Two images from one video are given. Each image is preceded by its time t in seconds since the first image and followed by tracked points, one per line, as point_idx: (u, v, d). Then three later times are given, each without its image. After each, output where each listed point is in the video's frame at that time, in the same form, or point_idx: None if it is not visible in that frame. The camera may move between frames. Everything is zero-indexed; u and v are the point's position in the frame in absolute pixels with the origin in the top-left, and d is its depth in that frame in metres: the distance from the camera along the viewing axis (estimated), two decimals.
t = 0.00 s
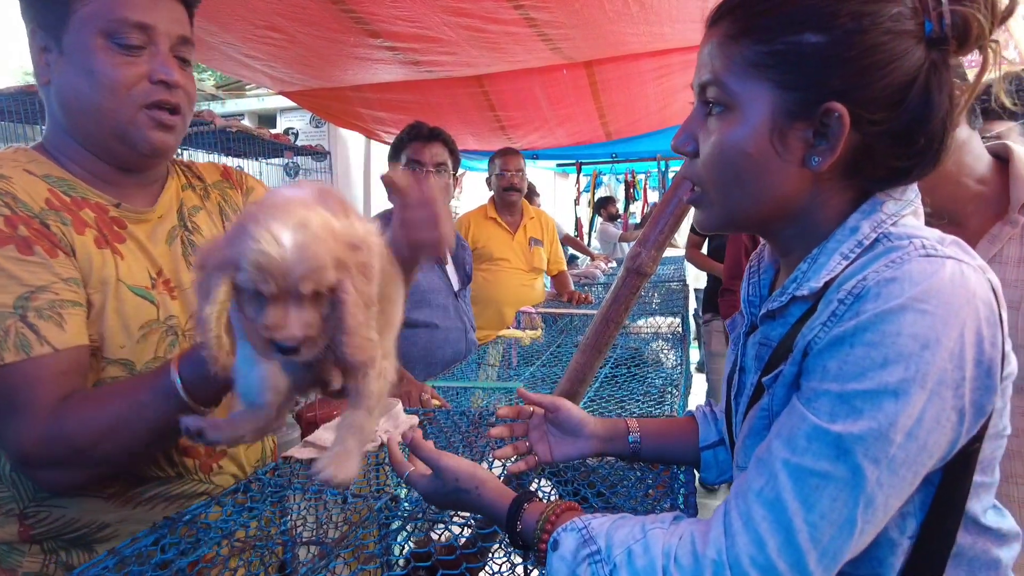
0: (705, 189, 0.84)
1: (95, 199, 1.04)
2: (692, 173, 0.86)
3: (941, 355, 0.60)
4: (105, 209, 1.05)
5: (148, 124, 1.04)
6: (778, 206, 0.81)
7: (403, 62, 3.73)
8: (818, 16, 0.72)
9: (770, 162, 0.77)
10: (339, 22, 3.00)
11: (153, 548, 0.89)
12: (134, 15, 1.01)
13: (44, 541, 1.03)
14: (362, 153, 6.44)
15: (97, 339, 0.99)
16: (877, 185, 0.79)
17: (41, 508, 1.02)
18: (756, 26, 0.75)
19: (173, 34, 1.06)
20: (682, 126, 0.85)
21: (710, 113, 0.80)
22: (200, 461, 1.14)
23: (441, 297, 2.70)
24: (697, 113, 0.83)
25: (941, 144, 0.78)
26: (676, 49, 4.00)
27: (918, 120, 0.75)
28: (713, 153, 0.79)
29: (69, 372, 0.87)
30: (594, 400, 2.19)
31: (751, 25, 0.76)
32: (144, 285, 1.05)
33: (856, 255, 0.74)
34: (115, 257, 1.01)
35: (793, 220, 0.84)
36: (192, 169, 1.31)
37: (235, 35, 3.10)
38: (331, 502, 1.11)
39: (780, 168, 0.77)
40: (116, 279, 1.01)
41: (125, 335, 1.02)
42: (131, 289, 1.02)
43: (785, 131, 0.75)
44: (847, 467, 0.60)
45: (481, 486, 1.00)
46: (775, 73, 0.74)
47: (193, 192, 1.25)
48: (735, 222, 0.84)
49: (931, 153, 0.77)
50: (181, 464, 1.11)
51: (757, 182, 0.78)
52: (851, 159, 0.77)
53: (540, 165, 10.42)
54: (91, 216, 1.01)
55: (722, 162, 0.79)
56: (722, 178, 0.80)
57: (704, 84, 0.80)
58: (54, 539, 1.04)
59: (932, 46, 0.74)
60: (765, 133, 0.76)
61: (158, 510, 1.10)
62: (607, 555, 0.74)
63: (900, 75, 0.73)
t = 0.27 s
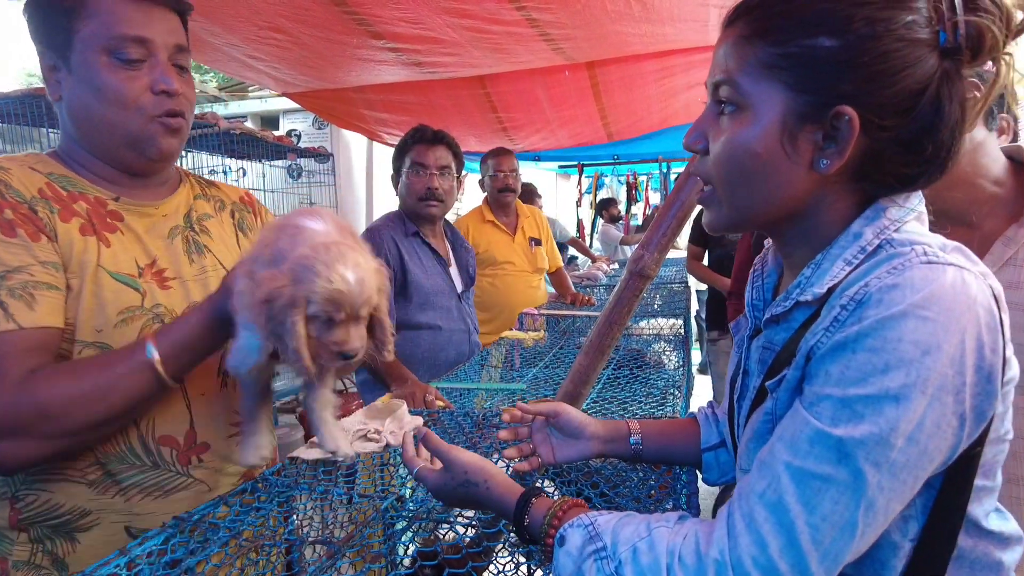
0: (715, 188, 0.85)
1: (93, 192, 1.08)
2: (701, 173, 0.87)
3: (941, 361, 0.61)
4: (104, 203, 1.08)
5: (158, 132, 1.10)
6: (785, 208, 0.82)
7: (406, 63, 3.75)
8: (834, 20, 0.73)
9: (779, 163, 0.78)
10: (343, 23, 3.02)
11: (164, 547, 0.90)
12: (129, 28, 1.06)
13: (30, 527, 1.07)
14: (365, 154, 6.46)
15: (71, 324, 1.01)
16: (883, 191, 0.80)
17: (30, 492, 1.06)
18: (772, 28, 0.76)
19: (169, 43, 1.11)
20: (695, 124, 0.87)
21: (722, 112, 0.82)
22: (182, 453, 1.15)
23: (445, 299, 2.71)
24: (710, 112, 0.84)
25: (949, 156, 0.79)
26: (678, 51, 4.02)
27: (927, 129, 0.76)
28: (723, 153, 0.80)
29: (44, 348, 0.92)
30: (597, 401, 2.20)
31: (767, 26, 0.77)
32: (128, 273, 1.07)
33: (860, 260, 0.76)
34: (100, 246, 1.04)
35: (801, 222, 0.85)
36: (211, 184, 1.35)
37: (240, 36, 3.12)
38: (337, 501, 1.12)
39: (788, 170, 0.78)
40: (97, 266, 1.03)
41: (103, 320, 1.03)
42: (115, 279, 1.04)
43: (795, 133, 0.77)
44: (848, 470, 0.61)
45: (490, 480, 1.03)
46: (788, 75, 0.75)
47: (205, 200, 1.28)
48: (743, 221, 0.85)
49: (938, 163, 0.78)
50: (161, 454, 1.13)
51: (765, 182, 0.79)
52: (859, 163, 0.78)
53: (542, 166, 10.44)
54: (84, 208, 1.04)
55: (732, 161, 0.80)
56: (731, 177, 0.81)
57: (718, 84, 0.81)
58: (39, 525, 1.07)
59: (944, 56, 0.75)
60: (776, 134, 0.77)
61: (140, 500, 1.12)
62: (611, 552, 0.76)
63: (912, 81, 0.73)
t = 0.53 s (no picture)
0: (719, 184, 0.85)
1: (97, 193, 1.18)
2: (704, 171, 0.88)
3: (946, 359, 0.62)
4: (107, 201, 1.18)
5: (160, 154, 1.20)
6: (789, 206, 0.83)
7: (409, 64, 3.76)
8: (840, 19, 0.73)
9: (782, 161, 0.79)
10: (346, 25, 3.03)
11: (171, 543, 0.91)
12: (147, 54, 1.17)
13: (45, 522, 1.13)
14: (367, 155, 6.47)
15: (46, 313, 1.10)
16: (889, 190, 0.80)
17: (47, 486, 1.13)
18: (777, 27, 0.77)
19: (182, 65, 1.22)
20: (701, 121, 0.88)
21: (727, 110, 0.83)
22: (194, 441, 1.25)
23: (448, 299, 2.72)
24: (715, 110, 0.85)
25: (955, 155, 0.79)
26: (680, 51, 4.02)
27: (931, 128, 0.76)
28: (728, 151, 0.81)
29: None
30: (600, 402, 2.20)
31: (773, 25, 0.78)
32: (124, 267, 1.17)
33: (866, 259, 0.76)
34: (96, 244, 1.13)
35: (806, 220, 0.85)
36: (215, 192, 1.46)
37: (243, 38, 3.13)
38: (342, 499, 1.12)
39: (792, 168, 0.79)
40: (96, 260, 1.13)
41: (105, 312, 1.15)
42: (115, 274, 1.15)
43: (799, 131, 0.77)
44: (852, 467, 0.62)
45: (495, 476, 1.04)
46: (793, 74, 0.76)
47: (209, 207, 1.39)
48: (751, 218, 0.85)
49: (944, 162, 0.79)
50: (174, 442, 1.23)
51: (768, 180, 0.80)
52: (863, 162, 0.79)
53: (544, 168, 10.44)
54: (82, 209, 1.14)
55: (736, 160, 0.81)
56: (735, 175, 0.82)
57: (724, 81, 0.82)
58: (56, 519, 1.13)
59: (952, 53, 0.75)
60: (780, 132, 0.78)
61: (153, 489, 1.20)
62: (616, 548, 0.76)
63: (919, 81, 0.74)
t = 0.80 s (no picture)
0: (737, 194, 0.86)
1: (99, 199, 1.19)
2: (717, 178, 0.89)
3: (961, 370, 0.62)
4: (108, 208, 1.19)
5: (153, 152, 1.19)
6: (803, 216, 0.83)
7: (416, 70, 3.77)
8: (856, 32, 0.72)
9: (795, 173, 0.79)
10: (353, 32, 3.04)
11: (182, 549, 0.92)
12: (123, 57, 1.15)
13: (38, 520, 1.19)
14: (374, 160, 6.49)
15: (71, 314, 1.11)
16: (903, 201, 0.80)
17: (39, 486, 1.18)
18: (792, 38, 0.77)
19: (162, 67, 1.20)
20: (713, 130, 0.88)
21: (741, 120, 0.83)
22: (183, 444, 1.25)
23: (456, 304, 2.72)
24: (728, 119, 0.86)
25: (970, 168, 0.79)
26: (687, 56, 4.02)
27: (945, 141, 0.76)
28: (740, 160, 0.82)
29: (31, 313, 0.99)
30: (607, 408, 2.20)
31: (787, 36, 0.78)
32: (126, 272, 1.17)
33: (880, 269, 0.77)
34: (100, 248, 1.15)
35: (819, 231, 0.85)
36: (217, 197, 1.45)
37: (251, 45, 3.15)
38: (351, 506, 1.12)
39: (804, 180, 0.79)
40: (98, 265, 1.14)
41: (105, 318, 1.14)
42: (114, 278, 1.15)
43: (812, 144, 0.78)
44: (865, 477, 0.62)
45: (507, 482, 1.04)
46: (806, 86, 0.76)
47: (211, 213, 1.38)
48: (762, 228, 0.86)
49: (959, 176, 0.79)
50: (162, 444, 1.23)
51: (781, 191, 0.81)
52: (876, 175, 0.79)
53: (550, 172, 10.45)
54: (89, 212, 1.15)
55: (749, 170, 0.82)
56: (748, 185, 0.83)
57: (738, 91, 0.83)
58: (47, 517, 1.19)
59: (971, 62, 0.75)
60: (793, 143, 0.78)
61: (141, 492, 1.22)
62: (626, 555, 0.77)
63: (936, 94, 0.74)
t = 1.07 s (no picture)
0: (742, 206, 0.85)
1: (97, 212, 1.26)
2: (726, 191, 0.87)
3: (984, 387, 0.60)
4: (107, 219, 1.27)
5: (152, 155, 1.25)
6: (816, 228, 0.81)
7: (426, 81, 3.79)
8: (868, 40, 0.71)
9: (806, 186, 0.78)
10: (363, 44, 3.06)
11: (187, 561, 0.91)
12: (119, 62, 1.21)
13: (41, 535, 1.23)
14: (384, 171, 6.52)
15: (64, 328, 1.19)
16: (920, 213, 0.78)
17: (41, 501, 1.23)
18: (802, 47, 0.76)
19: (156, 69, 1.26)
20: (722, 140, 0.87)
21: (750, 131, 0.82)
22: (185, 459, 1.31)
23: (464, 314, 2.71)
24: (737, 129, 0.84)
25: (989, 177, 0.78)
26: (697, 66, 4.01)
27: (963, 151, 0.75)
28: (750, 172, 0.81)
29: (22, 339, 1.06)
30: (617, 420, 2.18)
31: (798, 45, 0.76)
32: (125, 285, 1.26)
33: (896, 281, 0.75)
34: (96, 261, 1.22)
35: (833, 243, 0.84)
36: (218, 204, 1.55)
37: (262, 57, 3.18)
38: (358, 517, 1.11)
39: (816, 192, 0.78)
40: (95, 280, 1.22)
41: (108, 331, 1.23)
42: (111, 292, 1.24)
43: (824, 156, 0.76)
44: (882, 496, 0.60)
45: (515, 495, 1.02)
46: (818, 96, 0.75)
47: (212, 220, 1.48)
48: (770, 240, 0.85)
49: (977, 186, 0.77)
50: (164, 460, 1.29)
51: (793, 204, 0.79)
52: (891, 188, 0.77)
53: (560, 182, 10.46)
54: (84, 226, 1.23)
55: (760, 182, 0.80)
56: (758, 198, 0.81)
57: (746, 101, 0.82)
58: (49, 532, 1.23)
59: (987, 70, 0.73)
60: (804, 155, 0.77)
61: (143, 508, 1.26)
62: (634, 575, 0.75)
63: (953, 105, 0.72)
